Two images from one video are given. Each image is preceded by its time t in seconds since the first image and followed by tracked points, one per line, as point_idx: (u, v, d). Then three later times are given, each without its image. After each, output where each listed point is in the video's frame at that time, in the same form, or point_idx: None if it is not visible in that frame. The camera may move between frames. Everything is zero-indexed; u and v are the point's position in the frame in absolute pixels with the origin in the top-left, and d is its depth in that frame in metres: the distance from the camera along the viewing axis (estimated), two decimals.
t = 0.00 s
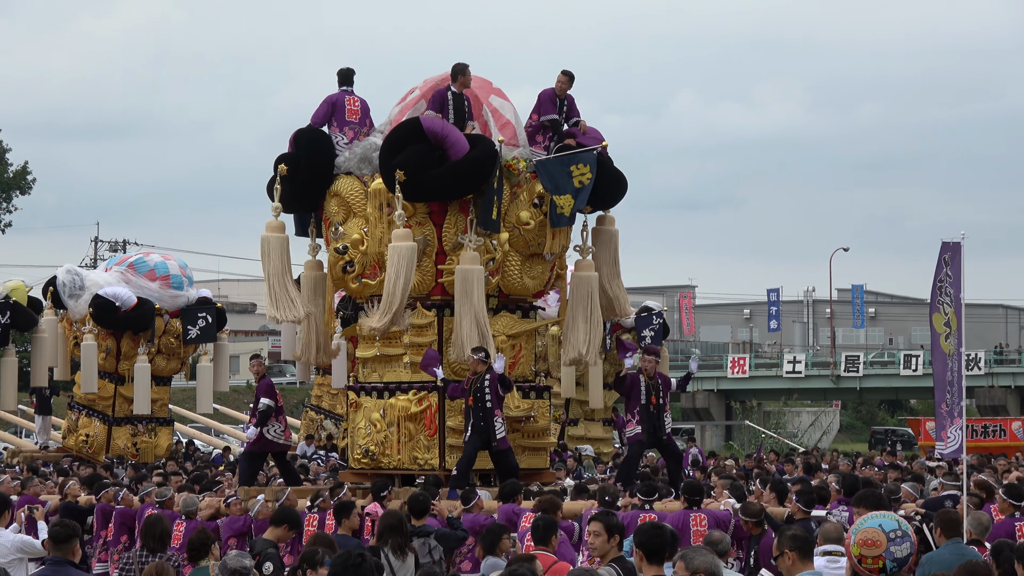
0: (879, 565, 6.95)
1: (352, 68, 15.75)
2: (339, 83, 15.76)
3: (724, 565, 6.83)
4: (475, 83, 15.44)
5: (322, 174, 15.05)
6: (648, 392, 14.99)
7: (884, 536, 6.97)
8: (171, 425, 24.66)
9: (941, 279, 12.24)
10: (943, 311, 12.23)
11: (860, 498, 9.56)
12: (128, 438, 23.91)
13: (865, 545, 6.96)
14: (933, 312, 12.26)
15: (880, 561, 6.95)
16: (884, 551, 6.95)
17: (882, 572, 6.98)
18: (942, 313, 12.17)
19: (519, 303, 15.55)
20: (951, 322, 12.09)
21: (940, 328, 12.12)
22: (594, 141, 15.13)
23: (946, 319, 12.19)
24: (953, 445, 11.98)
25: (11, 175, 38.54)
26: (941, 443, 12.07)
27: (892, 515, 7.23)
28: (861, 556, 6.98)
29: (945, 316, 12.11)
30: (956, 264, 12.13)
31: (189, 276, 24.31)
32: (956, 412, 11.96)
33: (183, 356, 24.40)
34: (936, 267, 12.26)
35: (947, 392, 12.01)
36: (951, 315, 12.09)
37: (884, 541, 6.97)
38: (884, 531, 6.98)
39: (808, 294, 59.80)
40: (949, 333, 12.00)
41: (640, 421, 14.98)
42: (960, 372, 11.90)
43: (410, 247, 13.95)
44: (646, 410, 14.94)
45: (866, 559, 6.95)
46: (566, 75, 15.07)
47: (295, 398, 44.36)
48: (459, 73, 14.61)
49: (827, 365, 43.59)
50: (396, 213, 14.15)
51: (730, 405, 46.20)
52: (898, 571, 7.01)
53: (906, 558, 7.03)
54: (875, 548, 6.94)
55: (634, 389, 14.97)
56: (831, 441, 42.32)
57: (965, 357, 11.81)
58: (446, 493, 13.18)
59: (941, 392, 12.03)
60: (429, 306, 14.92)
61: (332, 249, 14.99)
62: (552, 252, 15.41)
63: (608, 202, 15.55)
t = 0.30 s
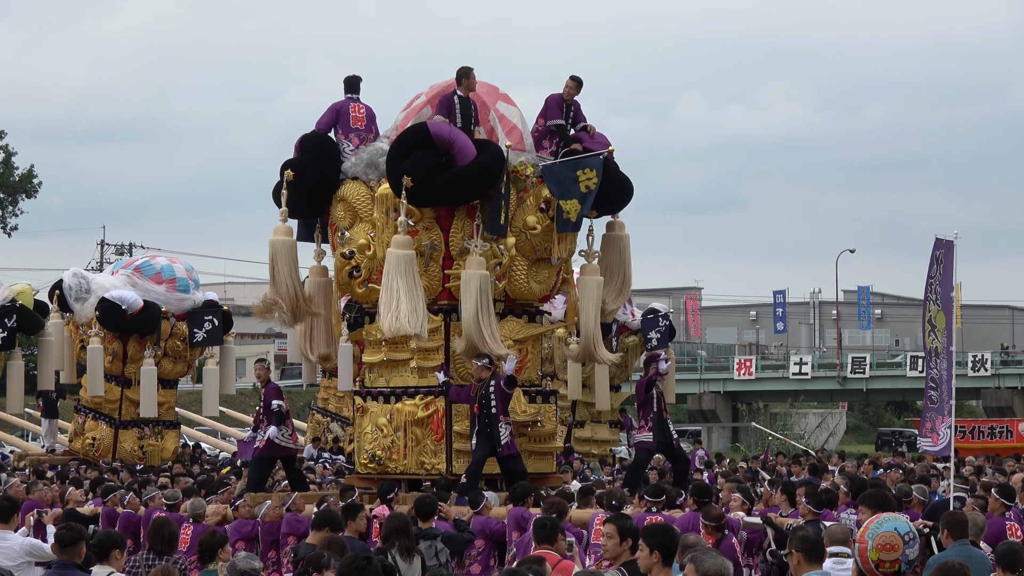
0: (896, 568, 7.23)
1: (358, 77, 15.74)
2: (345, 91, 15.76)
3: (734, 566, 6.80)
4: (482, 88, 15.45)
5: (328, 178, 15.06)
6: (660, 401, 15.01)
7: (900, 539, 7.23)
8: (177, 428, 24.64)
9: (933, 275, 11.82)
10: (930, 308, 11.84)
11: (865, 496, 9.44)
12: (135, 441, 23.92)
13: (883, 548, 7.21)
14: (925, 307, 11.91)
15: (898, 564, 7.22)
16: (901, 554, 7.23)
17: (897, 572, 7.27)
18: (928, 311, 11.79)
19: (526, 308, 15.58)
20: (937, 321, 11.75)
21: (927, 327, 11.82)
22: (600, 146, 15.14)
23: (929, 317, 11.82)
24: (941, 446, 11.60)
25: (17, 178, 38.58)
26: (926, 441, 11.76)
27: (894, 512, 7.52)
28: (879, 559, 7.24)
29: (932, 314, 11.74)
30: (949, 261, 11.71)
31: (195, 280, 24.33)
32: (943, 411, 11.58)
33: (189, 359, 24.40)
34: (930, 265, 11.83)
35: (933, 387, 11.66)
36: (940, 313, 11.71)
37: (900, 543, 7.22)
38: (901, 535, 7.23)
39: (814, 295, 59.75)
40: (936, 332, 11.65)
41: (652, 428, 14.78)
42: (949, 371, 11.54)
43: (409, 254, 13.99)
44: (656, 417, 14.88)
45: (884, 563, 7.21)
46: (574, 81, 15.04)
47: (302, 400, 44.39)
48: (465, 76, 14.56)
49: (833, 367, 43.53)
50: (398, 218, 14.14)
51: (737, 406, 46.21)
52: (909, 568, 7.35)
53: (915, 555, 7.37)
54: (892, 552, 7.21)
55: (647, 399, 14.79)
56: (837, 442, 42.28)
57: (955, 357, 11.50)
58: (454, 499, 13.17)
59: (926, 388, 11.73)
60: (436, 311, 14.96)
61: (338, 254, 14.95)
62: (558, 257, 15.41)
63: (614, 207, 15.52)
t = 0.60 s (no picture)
0: None
1: (363, 80, 15.76)
2: (350, 95, 15.75)
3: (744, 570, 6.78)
4: (487, 93, 15.42)
5: (334, 181, 15.03)
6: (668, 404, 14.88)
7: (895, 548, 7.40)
8: (183, 431, 24.61)
9: (923, 279, 11.28)
10: (919, 309, 11.33)
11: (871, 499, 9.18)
12: (141, 444, 23.90)
13: (886, 556, 7.89)
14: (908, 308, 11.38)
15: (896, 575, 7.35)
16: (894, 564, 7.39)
17: None
18: (915, 312, 11.26)
19: (531, 312, 15.53)
20: (928, 321, 11.16)
21: (911, 327, 11.24)
22: (605, 151, 15.15)
23: (919, 318, 11.29)
24: (927, 447, 10.94)
25: (23, 181, 38.64)
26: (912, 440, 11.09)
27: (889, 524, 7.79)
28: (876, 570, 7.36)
29: (921, 315, 11.18)
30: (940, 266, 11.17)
31: (202, 283, 24.34)
32: (931, 410, 11.00)
33: (195, 362, 24.40)
34: (918, 266, 11.32)
35: (920, 389, 11.08)
36: (930, 316, 11.15)
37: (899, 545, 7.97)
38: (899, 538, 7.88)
39: (820, 298, 59.69)
40: (924, 334, 11.06)
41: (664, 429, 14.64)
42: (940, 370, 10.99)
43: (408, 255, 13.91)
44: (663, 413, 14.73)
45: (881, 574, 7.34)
46: (582, 84, 15.04)
47: (308, 403, 44.41)
48: (466, 77, 14.59)
49: (839, 370, 43.46)
50: (401, 220, 14.09)
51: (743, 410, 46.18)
52: None
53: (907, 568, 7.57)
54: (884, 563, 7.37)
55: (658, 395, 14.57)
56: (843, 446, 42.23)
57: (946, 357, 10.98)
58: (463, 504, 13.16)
59: (912, 389, 11.11)
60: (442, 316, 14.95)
61: (345, 259, 15.00)
62: (564, 261, 15.41)
63: (620, 211, 15.47)
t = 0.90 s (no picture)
0: None
1: (367, 81, 15.77)
2: (355, 96, 15.76)
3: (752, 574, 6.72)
4: (490, 94, 15.31)
5: (339, 186, 15.06)
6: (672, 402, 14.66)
7: (889, 550, 7.36)
8: (188, 433, 24.62)
9: (908, 287, 10.57)
10: (909, 317, 10.60)
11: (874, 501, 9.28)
12: (146, 447, 23.92)
13: (872, 561, 7.34)
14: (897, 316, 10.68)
15: None
16: (890, 564, 7.34)
17: None
18: (905, 319, 10.58)
19: (536, 315, 15.51)
20: (917, 330, 10.47)
21: (901, 335, 10.57)
22: (610, 152, 15.12)
23: (910, 326, 10.58)
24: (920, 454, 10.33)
25: (28, 184, 38.69)
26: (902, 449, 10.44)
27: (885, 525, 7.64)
28: (869, 573, 7.36)
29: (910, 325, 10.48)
30: (926, 271, 10.49)
31: (207, 286, 24.34)
32: (923, 421, 10.30)
33: (200, 365, 24.41)
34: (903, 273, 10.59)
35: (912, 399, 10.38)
36: (919, 324, 10.44)
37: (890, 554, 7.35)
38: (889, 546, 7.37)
39: (824, 302, 59.64)
40: (913, 342, 10.41)
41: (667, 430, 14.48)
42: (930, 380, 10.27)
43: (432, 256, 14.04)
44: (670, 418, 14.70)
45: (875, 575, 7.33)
46: (586, 86, 15.04)
47: (313, 407, 44.42)
48: (468, 81, 14.61)
49: (844, 374, 43.39)
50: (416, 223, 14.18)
51: (748, 414, 46.11)
52: None
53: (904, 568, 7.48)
54: (880, 562, 7.33)
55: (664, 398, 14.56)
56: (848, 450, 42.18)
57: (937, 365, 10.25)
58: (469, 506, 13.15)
59: (902, 398, 10.42)
60: (447, 319, 14.89)
61: (349, 262, 14.97)
62: (568, 264, 15.38)
63: (624, 214, 15.49)
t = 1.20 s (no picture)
0: None
1: (369, 84, 15.79)
2: (357, 98, 15.78)
3: None
4: (492, 95, 15.30)
5: (341, 184, 15.08)
6: (668, 411, 14.58)
7: (883, 559, 7.52)
8: (192, 438, 24.64)
9: (893, 291, 11.37)
10: (892, 320, 11.42)
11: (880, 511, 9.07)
12: (149, 452, 23.91)
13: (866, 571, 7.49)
14: (881, 320, 11.53)
15: None
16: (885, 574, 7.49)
17: None
18: (888, 324, 11.40)
19: (539, 317, 15.49)
20: (899, 333, 11.28)
21: (884, 339, 11.40)
22: (612, 154, 15.12)
23: (892, 330, 11.42)
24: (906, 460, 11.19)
25: (32, 189, 38.75)
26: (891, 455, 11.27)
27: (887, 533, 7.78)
28: None
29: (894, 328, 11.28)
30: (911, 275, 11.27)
31: (210, 290, 24.38)
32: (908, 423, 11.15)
33: (204, 370, 24.40)
34: (888, 276, 11.41)
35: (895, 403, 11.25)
36: (903, 327, 11.26)
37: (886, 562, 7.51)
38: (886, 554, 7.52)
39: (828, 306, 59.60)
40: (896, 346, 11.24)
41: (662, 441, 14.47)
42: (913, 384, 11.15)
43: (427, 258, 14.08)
44: (666, 427, 14.57)
45: None
46: (589, 87, 15.05)
47: (317, 411, 44.43)
48: (470, 80, 14.60)
49: (848, 378, 43.35)
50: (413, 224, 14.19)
51: (751, 418, 46.08)
52: None
53: None
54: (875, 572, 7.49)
55: (657, 407, 14.46)
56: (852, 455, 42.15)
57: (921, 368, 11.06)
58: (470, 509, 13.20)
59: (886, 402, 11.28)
60: (450, 321, 14.90)
61: (352, 264, 14.94)
62: (572, 266, 15.39)
63: (628, 215, 15.50)
